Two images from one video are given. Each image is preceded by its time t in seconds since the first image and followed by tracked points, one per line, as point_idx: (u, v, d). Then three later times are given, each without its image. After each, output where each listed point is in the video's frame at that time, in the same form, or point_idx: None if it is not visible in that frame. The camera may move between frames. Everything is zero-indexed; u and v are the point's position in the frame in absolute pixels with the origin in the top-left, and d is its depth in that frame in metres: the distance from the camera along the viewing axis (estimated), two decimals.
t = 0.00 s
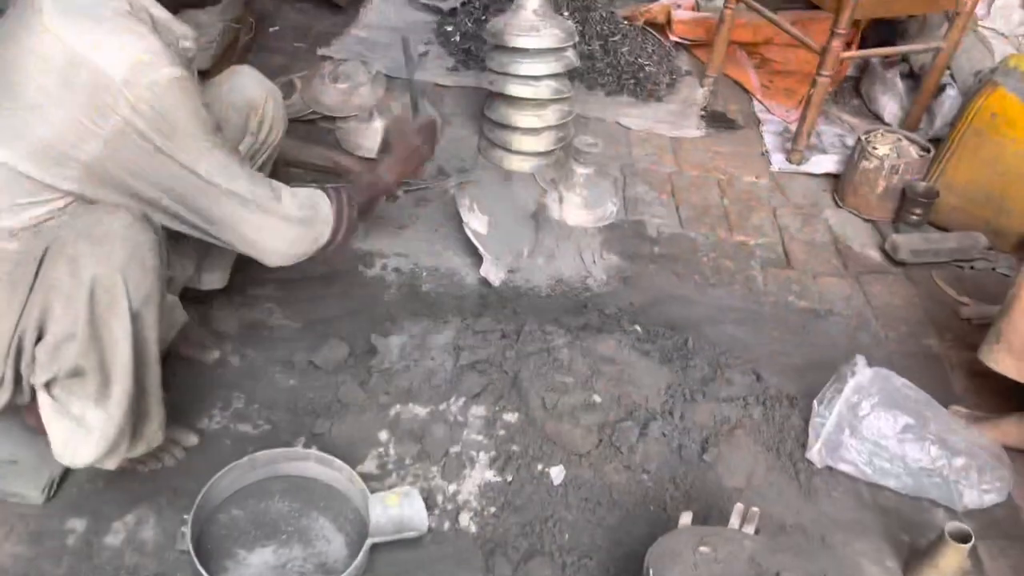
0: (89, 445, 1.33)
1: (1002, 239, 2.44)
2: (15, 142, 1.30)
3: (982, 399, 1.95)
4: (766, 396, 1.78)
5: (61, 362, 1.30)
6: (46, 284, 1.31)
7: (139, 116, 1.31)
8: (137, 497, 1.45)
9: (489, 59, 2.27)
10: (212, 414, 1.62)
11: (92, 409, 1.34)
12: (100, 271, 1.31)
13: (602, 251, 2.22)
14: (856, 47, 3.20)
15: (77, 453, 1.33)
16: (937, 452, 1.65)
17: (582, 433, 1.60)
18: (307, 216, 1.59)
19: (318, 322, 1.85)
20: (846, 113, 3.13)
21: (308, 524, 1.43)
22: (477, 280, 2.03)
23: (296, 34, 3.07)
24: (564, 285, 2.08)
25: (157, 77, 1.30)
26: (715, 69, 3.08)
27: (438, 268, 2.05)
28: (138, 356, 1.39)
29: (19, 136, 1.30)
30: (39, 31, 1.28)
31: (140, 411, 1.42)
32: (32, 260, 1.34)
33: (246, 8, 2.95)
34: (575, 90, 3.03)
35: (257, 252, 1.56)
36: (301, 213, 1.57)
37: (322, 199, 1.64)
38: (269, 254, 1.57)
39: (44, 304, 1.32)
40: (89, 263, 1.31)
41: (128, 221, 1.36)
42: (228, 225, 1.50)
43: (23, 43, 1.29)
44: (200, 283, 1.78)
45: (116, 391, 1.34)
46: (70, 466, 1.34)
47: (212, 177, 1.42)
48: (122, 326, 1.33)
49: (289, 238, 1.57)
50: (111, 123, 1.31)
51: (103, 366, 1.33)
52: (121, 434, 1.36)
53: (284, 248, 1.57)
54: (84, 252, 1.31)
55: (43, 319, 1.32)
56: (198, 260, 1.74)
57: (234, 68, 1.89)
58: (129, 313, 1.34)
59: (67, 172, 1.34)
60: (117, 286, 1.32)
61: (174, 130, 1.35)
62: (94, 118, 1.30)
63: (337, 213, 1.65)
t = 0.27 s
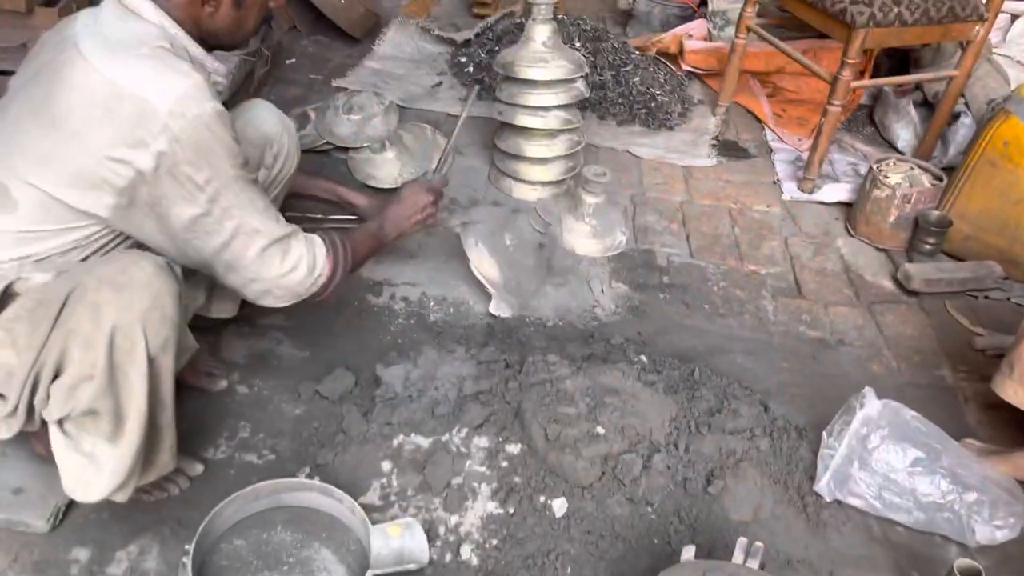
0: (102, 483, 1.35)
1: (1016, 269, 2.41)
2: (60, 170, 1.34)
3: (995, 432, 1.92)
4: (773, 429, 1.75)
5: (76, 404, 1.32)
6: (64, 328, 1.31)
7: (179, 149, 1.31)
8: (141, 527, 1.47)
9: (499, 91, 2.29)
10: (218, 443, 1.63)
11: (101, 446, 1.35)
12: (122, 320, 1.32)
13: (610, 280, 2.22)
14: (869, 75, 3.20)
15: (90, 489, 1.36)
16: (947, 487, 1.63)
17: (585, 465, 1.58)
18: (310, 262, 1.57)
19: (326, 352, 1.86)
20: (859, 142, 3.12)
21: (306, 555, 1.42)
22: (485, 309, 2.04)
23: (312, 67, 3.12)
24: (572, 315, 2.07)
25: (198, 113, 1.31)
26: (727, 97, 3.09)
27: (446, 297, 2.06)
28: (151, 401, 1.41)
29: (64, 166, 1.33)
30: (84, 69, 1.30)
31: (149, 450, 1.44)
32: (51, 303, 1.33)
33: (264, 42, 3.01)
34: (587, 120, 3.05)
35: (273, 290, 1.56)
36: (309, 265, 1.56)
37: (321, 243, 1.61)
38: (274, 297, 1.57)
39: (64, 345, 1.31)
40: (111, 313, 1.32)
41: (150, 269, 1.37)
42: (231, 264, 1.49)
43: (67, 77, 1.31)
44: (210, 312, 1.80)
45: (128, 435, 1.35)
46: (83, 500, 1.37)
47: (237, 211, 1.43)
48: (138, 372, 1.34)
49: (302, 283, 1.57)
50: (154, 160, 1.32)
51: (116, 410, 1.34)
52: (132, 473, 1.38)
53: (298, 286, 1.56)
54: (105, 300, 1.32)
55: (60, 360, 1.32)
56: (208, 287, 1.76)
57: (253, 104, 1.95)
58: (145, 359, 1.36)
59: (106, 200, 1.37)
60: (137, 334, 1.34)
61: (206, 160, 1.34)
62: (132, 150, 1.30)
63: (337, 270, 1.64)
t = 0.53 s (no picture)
0: (113, 503, 1.37)
1: None
2: (82, 203, 1.37)
3: (1013, 460, 1.89)
4: (785, 457, 1.74)
5: (90, 423, 1.34)
6: (83, 347, 1.33)
7: (198, 177, 1.33)
8: (152, 555, 1.48)
9: (510, 120, 2.31)
10: (230, 471, 1.65)
11: (112, 469, 1.38)
12: (138, 339, 1.34)
13: (622, 306, 2.23)
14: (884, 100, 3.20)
15: (102, 510, 1.38)
16: (963, 517, 1.60)
17: (593, 494, 1.57)
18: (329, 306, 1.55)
19: (338, 379, 1.88)
20: (874, 166, 3.11)
21: None
22: (496, 337, 2.05)
23: (329, 98, 3.18)
24: (584, 342, 2.08)
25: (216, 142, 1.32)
26: (740, 123, 3.12)
27: (458, 324, 2.08)
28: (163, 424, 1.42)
29: (86, 196, 1.36)
30: (108, 102, 1.34)
31: (160, 472, 1.45)
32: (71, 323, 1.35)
33: (282, 74, 3.07)
34: (600, 147, 3.08)
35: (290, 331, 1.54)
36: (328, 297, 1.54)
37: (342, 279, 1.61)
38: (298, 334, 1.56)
39: (81, 365, 1.34)
40: (126, 332, 1.34)
41: (167, 291, 1.40)
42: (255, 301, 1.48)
43: (91, 112, 1.35)
44: (226, 340, 1.83)
45: (139, 456, 1.37)
46: (91, 523, 1.39)
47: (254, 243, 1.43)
48: (151, 389, 1.36)
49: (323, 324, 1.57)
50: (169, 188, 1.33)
51: (129, 430, 1.36)
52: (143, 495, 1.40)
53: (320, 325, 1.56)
54: (123, 320, 1.34)
55: (77, 379, 1.34)
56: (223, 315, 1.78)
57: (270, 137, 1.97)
58: (160, 381, 1.38)
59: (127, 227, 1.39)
60: (151, 355, 1.36)
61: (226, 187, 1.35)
62: (152, 182, 1.33)
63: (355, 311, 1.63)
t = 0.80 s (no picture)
0: (119, 521, 1.38)
1: None
2: (87, 224, 1.40)
3: None
4: (793, 475, 1.73)
5: (96, 442, 1.35)
6: (90, 365, 1.35)
7: (201, 197, 1.35)
8: None
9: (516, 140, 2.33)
10: (236, 492, 1.65)
11: (119, 487, 1.39)
12: (144, 355, 1.35)
13: (629, 325, 2.23)
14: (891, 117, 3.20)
15: (109, 529, 1.38)
16: (973, 535, 1.58)
17: (599, 513, 1.57)
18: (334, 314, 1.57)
19: (345, 400, 1.89)
20: (883, 183, 3.11)
21: None
22: (503, 356, 2.06)
23: (338, 121, 3.21)
24: (591, 361, 2.08)
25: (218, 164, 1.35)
26: (747, 140, 3.12)
27: (464, 344, 2.09)
28: (169, 438, 1.43)
29: (91, 218, 1.39)
30: (112, 126, 1.37)
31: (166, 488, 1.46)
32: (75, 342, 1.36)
33: (291, 97, 3.11)
34: (607, 166, 3.09)
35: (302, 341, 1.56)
36: (332, 308, 1.55)
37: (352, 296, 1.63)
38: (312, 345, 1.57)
39: (87, 384, 1.35)
40: (133, 349, 1.35)
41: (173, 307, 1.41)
42: (261, 312, 1.51)
43: (96, 135, 1.38)
44: (232, 361, 1.84)
45: (146, 474, 1.38)
46: (100, 540, 1.39)
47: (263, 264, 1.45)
48: (153, 409, 1.37)
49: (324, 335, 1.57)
50: (176, 208, 1.36)
51: (135, 447, 1.37)
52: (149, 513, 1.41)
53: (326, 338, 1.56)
54: (129, 337, 1.35)
55: (84, 399, 1.36)
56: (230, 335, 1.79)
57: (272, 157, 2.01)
58: (166, 398, 1.39)
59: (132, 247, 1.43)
60: (157, 373, 1.37)
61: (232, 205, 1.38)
62: (155, 203, 1.36)
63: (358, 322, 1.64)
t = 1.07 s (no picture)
0: (125, 537, 1.39)
1: None
2: (91, 240, 1.41)
3: None
4: (798, 488, 1.72)
5: (102, 458, 1.36)
6: (96, 381, 1.36)
7: (203, 211, 1.36)
8: None
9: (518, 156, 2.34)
10: (241, 508, 1.66)
11: (123, 503, 1.39)
12: (149, 370, 1.37)
13: (632, 339, 2.23)
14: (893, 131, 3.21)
15: (115, 545, 1.39)
16: (980, 547, 1.58)
17: (603, 527, 1.57)
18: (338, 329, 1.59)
19: (348, 416, 1.90)
20: (886, 196, 3.11)
21: None
22: (507, 371, 2.06)
23: (343, 139, 3.24)
24: (595, 375, 2.08)
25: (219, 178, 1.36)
26: (750, 154, 3.13)
27: (468, 359, 2.09)
28: (173, 454, 1.43)
29: (95, 234, 1.41)
30: (118, 143, 1.39)
31: (171, 504, 1.47)
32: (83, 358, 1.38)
33: (297, 116, 3.15)
34: (610, 181, 3.10)
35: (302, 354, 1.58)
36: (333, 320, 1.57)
37: (352, 312, 1.64)
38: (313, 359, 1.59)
39: (93, 399, 1.37)
40: (138, 364, 1.37)
41: (178, 323, 1.43)
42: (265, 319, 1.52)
43: (102, 152, 1.40)
44: (236, 376, 1.85)
45: (151, 489, 1.39)
46: (106, 556, 1.40)
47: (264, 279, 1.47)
48: (158, 426, 1.38)
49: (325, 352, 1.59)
50: (178, 223, 1.37)
51: (141, 463, 1.38)
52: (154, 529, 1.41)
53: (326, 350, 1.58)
54: (134, 352, 1.37)
55: (90, 415, 1.37)
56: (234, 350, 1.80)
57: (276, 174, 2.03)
58: (170, 413, 1.40)
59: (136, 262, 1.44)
60: (162, 388, 1.38)
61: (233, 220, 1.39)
62: (157, 218, 1.37)
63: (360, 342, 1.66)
